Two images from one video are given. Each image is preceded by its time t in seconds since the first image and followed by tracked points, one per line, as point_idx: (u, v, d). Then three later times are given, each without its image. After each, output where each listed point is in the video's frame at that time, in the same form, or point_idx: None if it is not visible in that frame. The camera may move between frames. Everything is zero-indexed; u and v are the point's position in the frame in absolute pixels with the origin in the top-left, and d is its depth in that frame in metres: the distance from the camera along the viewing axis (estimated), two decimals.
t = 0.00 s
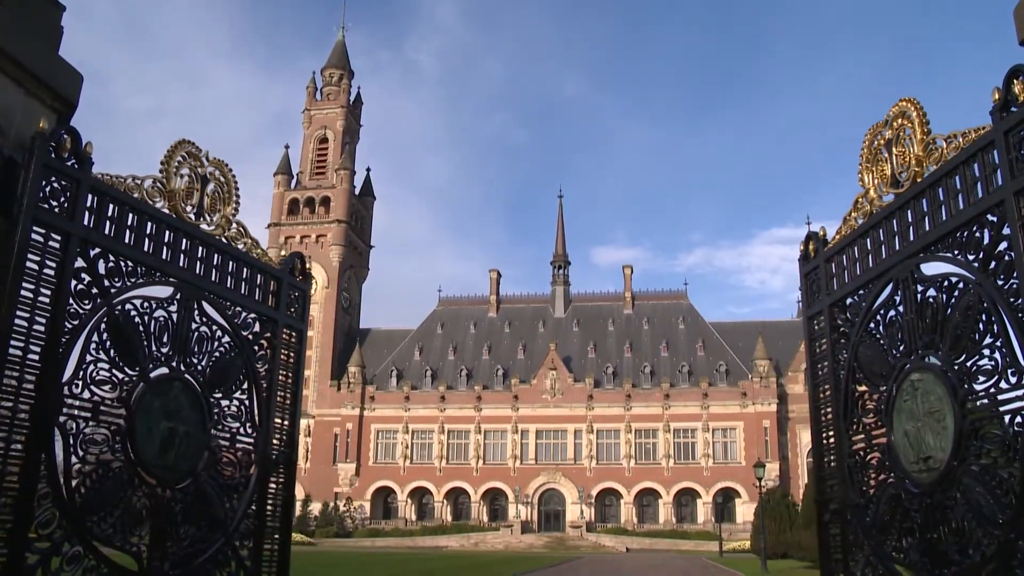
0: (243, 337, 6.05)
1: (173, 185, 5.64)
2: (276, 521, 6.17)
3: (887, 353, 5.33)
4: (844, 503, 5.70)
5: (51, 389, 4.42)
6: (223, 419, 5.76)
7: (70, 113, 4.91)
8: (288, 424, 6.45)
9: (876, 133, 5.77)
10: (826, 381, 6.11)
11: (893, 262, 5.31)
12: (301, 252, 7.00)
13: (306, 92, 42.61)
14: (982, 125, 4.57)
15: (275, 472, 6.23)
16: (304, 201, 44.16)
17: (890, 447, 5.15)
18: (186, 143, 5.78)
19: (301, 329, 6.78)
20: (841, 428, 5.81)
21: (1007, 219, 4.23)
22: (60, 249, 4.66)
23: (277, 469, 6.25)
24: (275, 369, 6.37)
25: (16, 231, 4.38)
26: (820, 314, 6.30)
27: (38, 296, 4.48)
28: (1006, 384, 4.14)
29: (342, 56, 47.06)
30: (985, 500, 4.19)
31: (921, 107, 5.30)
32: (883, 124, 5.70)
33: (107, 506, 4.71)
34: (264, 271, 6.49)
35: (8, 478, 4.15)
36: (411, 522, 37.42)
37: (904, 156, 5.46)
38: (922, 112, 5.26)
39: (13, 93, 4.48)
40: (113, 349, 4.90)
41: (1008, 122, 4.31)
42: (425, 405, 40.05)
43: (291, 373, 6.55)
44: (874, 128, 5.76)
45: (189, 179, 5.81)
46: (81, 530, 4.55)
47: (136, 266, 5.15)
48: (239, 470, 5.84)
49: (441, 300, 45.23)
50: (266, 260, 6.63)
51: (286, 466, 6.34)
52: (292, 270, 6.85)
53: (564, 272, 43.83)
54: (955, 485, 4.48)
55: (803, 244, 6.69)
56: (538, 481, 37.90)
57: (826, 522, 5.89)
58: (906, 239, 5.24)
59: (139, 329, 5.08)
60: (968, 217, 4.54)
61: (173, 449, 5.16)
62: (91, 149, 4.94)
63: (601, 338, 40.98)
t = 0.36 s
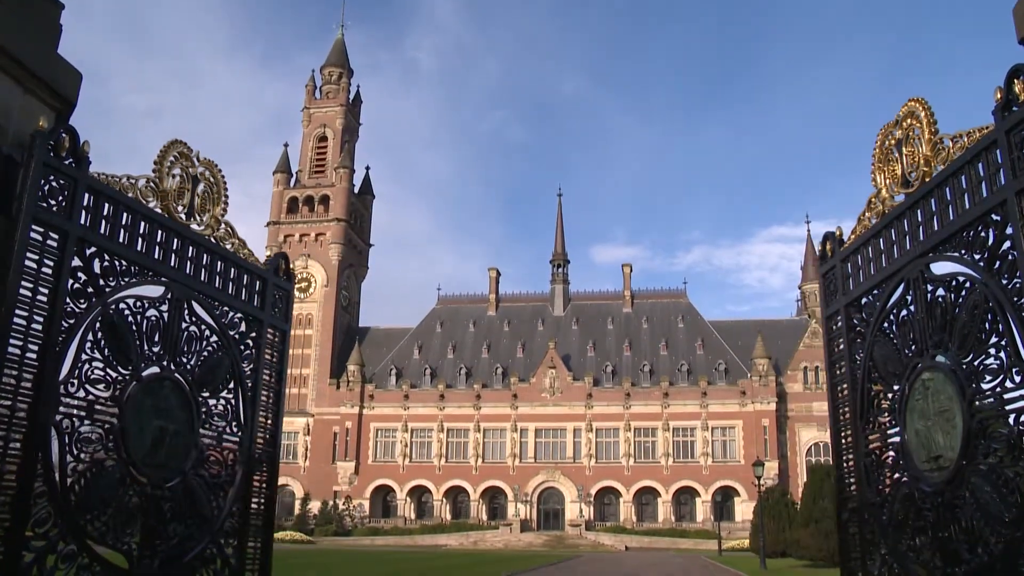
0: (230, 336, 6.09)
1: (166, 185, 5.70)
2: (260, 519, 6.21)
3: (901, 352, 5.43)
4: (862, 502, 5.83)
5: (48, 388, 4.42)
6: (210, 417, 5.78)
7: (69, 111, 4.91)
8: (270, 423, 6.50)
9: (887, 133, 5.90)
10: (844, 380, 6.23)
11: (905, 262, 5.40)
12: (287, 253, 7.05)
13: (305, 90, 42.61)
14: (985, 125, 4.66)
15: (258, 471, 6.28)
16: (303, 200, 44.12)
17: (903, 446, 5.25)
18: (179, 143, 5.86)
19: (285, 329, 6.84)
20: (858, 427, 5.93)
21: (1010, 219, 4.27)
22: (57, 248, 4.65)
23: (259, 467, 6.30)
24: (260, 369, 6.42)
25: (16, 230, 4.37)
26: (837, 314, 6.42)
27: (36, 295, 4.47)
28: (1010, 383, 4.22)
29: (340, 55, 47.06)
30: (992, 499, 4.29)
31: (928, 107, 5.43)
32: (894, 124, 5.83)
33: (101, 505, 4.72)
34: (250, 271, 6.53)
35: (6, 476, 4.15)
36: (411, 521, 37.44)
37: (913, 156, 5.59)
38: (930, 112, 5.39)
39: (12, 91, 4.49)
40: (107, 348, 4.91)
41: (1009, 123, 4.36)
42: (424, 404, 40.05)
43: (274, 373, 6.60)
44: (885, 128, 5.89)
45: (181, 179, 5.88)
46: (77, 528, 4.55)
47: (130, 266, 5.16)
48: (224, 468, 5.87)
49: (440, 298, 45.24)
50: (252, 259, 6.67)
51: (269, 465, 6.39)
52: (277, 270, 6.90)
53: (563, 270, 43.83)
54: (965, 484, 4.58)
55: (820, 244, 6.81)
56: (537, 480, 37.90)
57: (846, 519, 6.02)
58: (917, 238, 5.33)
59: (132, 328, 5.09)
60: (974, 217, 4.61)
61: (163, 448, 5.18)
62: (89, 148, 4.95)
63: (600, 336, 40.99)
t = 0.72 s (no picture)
0: (217, 335, 6.12)
1: (159, 184, 5.74)
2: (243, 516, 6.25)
3: (913, 350, 5.49)
4: (878, 500, 5.92)
5: (45, 387, 4.43)
6: (197, 417, 5.81)
7: (68, 110, 4.93)
8: (255, 422, 6.55)
9: (898, 132, 6.01)
10: (860, 379, 6.32)
11: (915, 261, 5.46)
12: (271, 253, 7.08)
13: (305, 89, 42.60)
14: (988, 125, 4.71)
15: (243, 469, 6.31)
16: (302, 198, 44.09)
17: (916, 445, 5.31)
18: (171, 143, 5.90)
19: (269, 328, 6.88)
20: (873, 426, 6.02)
21: (1013, 220, 4.31)
22: (54, 247, 4.66)
23: (244, 466, 6.33)
24: (245, 367, 6.46)
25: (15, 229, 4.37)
26: (852, 314, 6.51)
27: (33, 295, 4.48)
28: (1014, 383, 4.26)
29: (340, 53, 47.02)
30: (998, 498, 4.34)
31: (936, 107, 5.52)
32: (904, 124, 5.94)
33: (94, 503, 4.73)
34: (237, 270, 6.55)
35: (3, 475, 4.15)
36: (410, 520, 37.49)
37: (921, 155, 5.69)
38: (937, 112, 5.49)
39: (12, 90, 4.51)
40: (101, 346, 4.92)
41: (1011, 122, 4.41)
42: (423, 402, 40.06)
43: (259, 372, 6.63)
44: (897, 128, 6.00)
45: (173, 178, 5.92)
46: (71, 527, 4.56)
47: (123, 265, 5.18)
48: (210, 466, 5.90)
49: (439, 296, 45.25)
50: (238, 259, 6.70)
51: (253, 464, 6.43)
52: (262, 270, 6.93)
53: (562, 268, 43.86)
54: (973, 483, 4.64)
55: (837, 244, 6.91)
56: (536, 478, 37.93)
57: (864, 518, 6.11)
58: (927, 238, 5.39)
59: (126, 328, 5.11)
60: (979, 216, 4.65)
61: (153, 446, 5.20)
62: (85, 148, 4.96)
63: (599, 335, 41.02)
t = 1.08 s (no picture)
0: (205, 334, 6.10)
1: (152, 183, 5.71)
2: (227, 514, 6.24)
3: (924, 348, 5.49)
4: (892, 498, 5.93)
5: (43, 386, 4.40)
6: (185, 415, 5.78)
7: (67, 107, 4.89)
8: (240, 420, 6.53)
9: (907, 131, 6.05)
10: (875, 378, 6.33)
11: (925, 258, 5.47)
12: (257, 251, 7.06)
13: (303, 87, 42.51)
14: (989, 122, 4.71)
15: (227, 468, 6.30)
16: (301, 196, 44.03)
17: (927, 443, 5.31)
18: (163, 142, 5.86)
19: (253, 326, 6.87)
20: (887, 424, 6.02)
21: (1015, 217, 4.30)
22: (52, 245, 4.62)
23: (228, 464, 6.32)
24: (230, 365, 6.43)
25: (15, 227, 4.32)
26: (867, 313, 6.51)
27: (31, 292, 4.44)
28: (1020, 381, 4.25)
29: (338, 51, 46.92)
30: (1004, 497, 4.34)
31: (942, 105, 5.55)
32: (913, 122, 5.97)
33: (88, 500, 4.70)
34: (224, 268, 6.53)
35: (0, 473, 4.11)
36: (409, 517, 37.50)
37: (929, 153, 5.72)
38: (944, 110, 5.51)
39: (12, 88, 4.47)
40: (95, 344, 4.89)
41: (1012, 119, 4.40)
42: (422, 400, 40.06)
43: (244, 371, 6.62)
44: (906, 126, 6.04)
45: (165, 177, 5.89)
46: (66, 525, 4.53)
47: (116, 262, 5.15)
48: (197, 465, 5.88)
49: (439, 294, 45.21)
50: (224, 257, 6.67)
51: (237, 462, 6.42)
52: (247, 269, 6.90)
53: (561, 266, 43.84)
54: (982, 481, 4.63)
55: (853, 242, 6.92)
56: (535, 476, 37.94)
57: (880, 515, 6.12)
58: (936, 235, 5.39)
59: (119, 326, 5.08)
60: (983, 214, 4.65)
61: (143, 444, 5.18)
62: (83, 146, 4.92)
63: (598, 332, 41.01)
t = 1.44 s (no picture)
0: (194, 332, 6.10)
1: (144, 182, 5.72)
2: (211, 512, 6.24)
3: (934, 345, 5.50)
4: (905, 496, 5.94)
5: (40, 383, 4.40)
6: (173, 413, 5.77)
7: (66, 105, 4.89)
8: (225, 419, 6.54)
9: (916, 129, 6.07)
10: (888, 375, 6.33)
11: (933, 256, 5.48)
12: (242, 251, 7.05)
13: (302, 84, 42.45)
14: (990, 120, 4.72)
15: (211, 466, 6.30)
16: (300, 194, 43.99)
17: (937, 441, 5.32)
18: (155, 140, 5.86)
19: (238, 325, 6.86)
20: (899, 421, 6.03)
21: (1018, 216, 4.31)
22: (49, 244, 4.61)
23: (212, 462, 6.32)
24: (216, 363, 6.43)
25: (16, 224, 4.31)
26: (880, 310, 6.52)
27: (29, 289, 4.43)
28: None
29: (338, 48, 46.84)
30: (1009, 495, 4.35)
31: (948, 103, 5.57)
32: (921, 120, 6.00)
33: (82, 498, 4.70)
34: (210, 267, 6.52)
35: None
36: (408, 515, 37.51)
37: (937, 151, 5.74)
38: (950, 108, 5.54)
39: (11, 86, 4.47)
40: (88, 342, 4.88)
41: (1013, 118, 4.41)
42: (421, 398, 40.06)
43: (228, 369, 6.62)
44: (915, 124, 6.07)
45: (157, 175, 5.88)
46: (61, 522, 4.53)
47: (109, 260, 5.14)
48: (184, 462, 5.88)
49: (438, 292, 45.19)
50: (212, 256, 6.66)
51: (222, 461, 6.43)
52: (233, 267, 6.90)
53: (560, 264, 43.83)
54: (989, 480, 4.64)
55: (866, 240, 6.94)
56: (534, 474, 37.95)
57: (895, 513, 6.14)
58: (943, 234, 5.41)
59: (113, 325, 5.08)
60: (987, 212, 4.65)
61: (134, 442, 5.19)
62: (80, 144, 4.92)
63: (597, 330, 41.01)
